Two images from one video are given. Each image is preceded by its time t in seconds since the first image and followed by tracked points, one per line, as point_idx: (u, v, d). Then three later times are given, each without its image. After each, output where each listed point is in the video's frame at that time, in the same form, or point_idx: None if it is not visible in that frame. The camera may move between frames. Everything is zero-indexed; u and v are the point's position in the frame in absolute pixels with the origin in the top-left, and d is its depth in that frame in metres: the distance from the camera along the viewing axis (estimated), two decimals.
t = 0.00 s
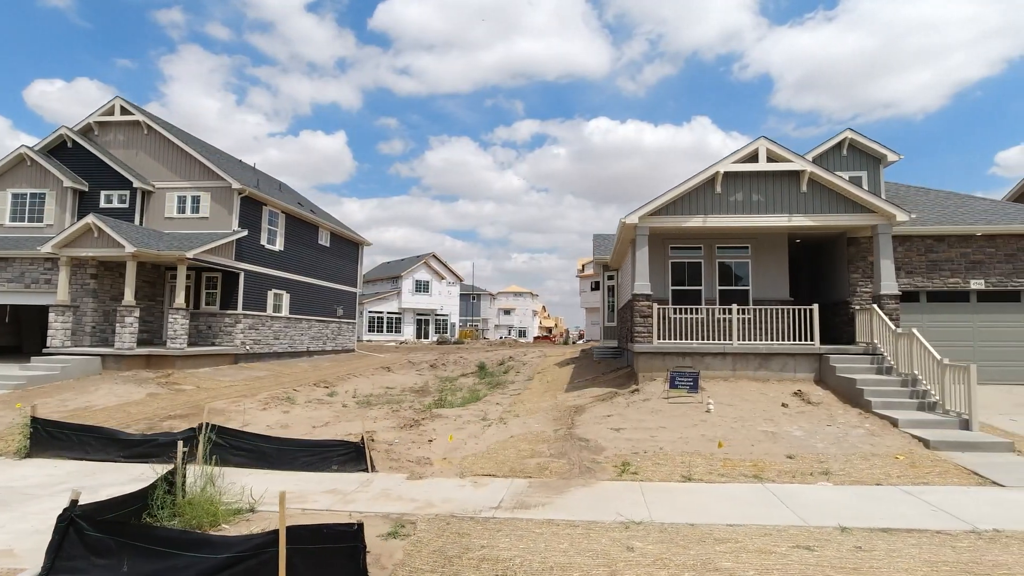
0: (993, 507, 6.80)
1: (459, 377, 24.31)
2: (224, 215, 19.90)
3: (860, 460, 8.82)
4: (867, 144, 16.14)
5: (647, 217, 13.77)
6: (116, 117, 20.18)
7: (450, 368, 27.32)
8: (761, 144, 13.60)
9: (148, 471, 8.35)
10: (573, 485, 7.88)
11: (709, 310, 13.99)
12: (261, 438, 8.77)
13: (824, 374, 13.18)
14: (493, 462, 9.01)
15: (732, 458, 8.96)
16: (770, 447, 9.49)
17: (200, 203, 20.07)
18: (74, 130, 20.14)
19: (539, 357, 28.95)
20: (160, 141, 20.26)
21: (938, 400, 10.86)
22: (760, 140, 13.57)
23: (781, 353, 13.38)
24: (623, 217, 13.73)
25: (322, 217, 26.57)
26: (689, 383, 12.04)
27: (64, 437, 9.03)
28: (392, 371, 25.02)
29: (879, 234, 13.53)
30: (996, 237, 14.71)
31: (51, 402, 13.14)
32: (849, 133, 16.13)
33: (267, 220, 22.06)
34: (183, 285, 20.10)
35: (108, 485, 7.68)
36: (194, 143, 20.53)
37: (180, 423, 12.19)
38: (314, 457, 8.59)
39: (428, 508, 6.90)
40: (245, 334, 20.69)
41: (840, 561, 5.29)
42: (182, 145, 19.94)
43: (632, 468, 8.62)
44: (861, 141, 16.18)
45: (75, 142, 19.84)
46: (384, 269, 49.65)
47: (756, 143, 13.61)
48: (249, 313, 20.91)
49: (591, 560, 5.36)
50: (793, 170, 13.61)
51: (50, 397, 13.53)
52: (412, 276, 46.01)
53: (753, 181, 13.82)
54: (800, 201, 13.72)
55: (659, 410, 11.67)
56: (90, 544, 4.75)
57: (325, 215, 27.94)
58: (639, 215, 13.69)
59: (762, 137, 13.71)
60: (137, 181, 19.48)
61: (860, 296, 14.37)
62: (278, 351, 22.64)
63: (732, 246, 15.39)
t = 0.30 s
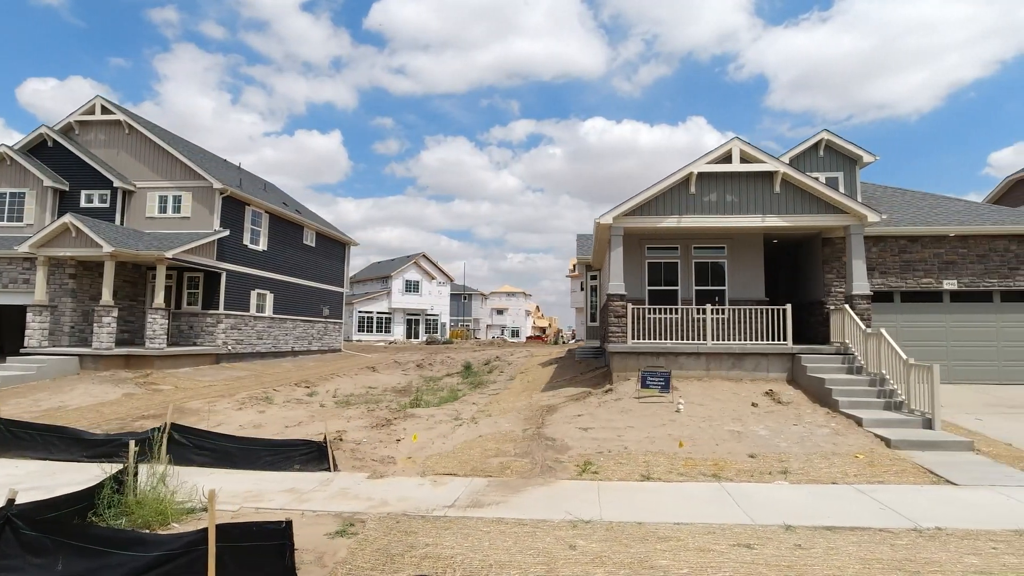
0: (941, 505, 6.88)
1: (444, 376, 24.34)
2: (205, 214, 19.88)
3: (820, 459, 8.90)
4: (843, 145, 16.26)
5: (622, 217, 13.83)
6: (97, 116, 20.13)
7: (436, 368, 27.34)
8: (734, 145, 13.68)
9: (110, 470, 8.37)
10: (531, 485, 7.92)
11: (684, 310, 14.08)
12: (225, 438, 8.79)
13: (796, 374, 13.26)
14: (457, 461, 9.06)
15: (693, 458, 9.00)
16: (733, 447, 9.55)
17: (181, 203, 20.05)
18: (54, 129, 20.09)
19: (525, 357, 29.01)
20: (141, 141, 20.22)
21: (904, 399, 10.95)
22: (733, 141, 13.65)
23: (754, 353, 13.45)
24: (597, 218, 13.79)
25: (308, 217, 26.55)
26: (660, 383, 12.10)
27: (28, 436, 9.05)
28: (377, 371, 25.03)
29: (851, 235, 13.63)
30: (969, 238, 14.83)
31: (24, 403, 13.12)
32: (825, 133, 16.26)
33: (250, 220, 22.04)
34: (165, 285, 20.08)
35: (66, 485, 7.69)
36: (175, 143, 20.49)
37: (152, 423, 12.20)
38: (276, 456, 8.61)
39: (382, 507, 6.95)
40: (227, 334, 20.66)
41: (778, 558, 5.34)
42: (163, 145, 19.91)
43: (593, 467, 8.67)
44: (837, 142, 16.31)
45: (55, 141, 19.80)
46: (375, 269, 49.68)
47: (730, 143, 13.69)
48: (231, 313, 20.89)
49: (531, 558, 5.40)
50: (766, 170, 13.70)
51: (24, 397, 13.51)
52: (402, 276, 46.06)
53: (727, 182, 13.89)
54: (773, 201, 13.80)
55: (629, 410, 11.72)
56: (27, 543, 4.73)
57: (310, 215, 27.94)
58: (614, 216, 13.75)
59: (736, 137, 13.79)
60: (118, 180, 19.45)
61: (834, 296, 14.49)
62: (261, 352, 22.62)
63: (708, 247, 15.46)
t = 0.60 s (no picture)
0: (890, 503, 6.94)
1: (428, 376, 24.36)
2: (186, 213, 19.85)
3: (781, 457, 8.97)
4: (820, 145, 16.36)
5: (596, 217, 13.88)
6: (77, 114, 20.06)
7: (422, 368, 27.36)
8: (708, 145, 13.74)
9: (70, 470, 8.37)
10: (489, 483, 7.97)
11: (658, 309, 14.15)
12: (186, 436, 8.80)
13: (768, 373, 13.33)
14: (420, 460, 9.10)
15: (654, 457, 9.04)
16: (697, 445, 9.62)
17: (162, 202, 20.00)
18: (34, 127, 20.02)
19: (510, 356, 29.08)
20: (121, 140, 20.16)
21: (870, 398, 11.05)
22: (707, 141, 13.71)
23: (727, 352, 13.52)
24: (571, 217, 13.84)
25: (293, 216, 26.52)
26: (631, 380, 12.18)
27: None
28: (361, 371, 25.03)
29: (824, 235, 13.73)
30: (941, 238, 14.94)
31: None
32: (802, 134, 16.35)
33: (233, 220, 22.01)
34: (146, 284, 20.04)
35: (24, 484, 7.69)
36: (156, 142, 20.45)
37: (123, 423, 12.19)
38: (238, 455, 8.62)
39: (336, 505, 6.98)
40: (208, 333, 20.58)
41: (717, 555, 5.38)
42: (144, 143, 19.86)
43: (554, 465, 8.72)
44: (813, 142, 16.41)
45: (35, 140, 19.74)
46: (365, 268, 49.66)
47: (703, 144, 13.75)
48: (213, 313, 20.86)
49: (470, 555, 5.44)
50: (739, 171, 13.77)
51: None
52: (392, 275, 46.05)
53: (701, 182, 13.95)
54: (747, 201, 13.87)
55: (599, 409, 11.76)
56: None
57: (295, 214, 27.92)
58: (588, 215, 13.78)
59: (709, 137, 13.84)
60: (98, 179, 19.40)
61: (808, 295, 14.59)
62: (244, 351, 22.58)
63: (685, 246, 15.52)
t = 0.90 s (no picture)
0: (845, 500, 6.99)
1: (412, 375, 24.37)
2: (168, 212, 19.79)
3: (744, 455, 9.02)
4: (797, 145, 16.44)
5: (572, 216, 13.92)
6: (57, 112, 19.97)
7: (408, 366, 27.36)
8: (683, 144, 13.79)
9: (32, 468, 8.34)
10: (449, 481, 8.03)
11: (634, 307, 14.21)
12: (150, 435, 8.79)
13: (742, 372, 13.36)
14: (386, 458, 9.11)
15: (618, 455, 9.06)
16: (663, 443, 9.66)
17: (143, 200, 19.93)
18: (14, 125, 19.94)
19: (496, 355, 29.14)
20: (102, 137, 20.08)
21: (839, 396, 11.12)
22: (682, 140, 13.75)
23: (702, 351, 13.55)
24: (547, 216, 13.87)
25: (278, 215, 26.48)
26: (603, 380, 12.17)
27: None
28: (346, 369, 25.00)
29: (798, 234, 13.80)
30: (916, 237, 15.05)
31: None
32: (780, 133, 16.44)
33: (216, 218, 21.96)
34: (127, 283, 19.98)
35: None
36: (137, 140, 20.37)
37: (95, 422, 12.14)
38: (202, 453, 8.60)
39: (292, 502, 7.00)
40: (190, 332, 20.52)
41: (659, 552, 5.42)
42: (125, 142, 19.78)
43: (517, 464, 8.76)
44: (791, 142, 16.49)
45: (14, 138, 19.66)
46: (355, 267, 49.58)
47: (679, 143, 13.79)
48: (195, 312, 20.79)
49: (413, 551, 5.49)
50: (714, 170, 13.82)
51: None
52: (382, 274, 46.03)
53: (676, 181, 14.00)
54: (722, 201, 13.92)
55: (571, 408, 11.79)
56: None
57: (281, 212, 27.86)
58: (564, 214, 13.82)
59: (685, 136, 13.89)
60: (78, 177, 19.33)
61: (784, 294, 14.67)
62: (228, 350, 22.52)
63: (663, 245, 15.56)
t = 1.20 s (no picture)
0: (798, 497, 7.04)
1: (397, 373, 24.39)
2: (150, 210, 19.77)
3: (708, 453, 9.07)
4: (776, 144, 16.50)
5: (548, 215, 13.96)
6: (39, 110, 19.92)
7: (395, 365, 27.35)
8: (658, 144, 13.82)
9: None
10: (409, 478, 8.07)
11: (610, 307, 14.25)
12: (114, 433, 8.80)
13: (717, 370, 13.41)
14: (351, 456, 9.15)
15: (582, 453, 9.10)
16: (629, 441, 9.70)
17: (126, 198, 19.91)
18: None
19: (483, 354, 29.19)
20: (84, 135, 20.05)
21: (808, 394, 11.18)
22: (658, 139, 13.77)
23: (677, 349, 13.60)
24: (523, 215, 13.91)
25: (265, 214, 26.47)
26: (577, 378, 12.26)
27: None
28: (332, 368, 25.00)
29: (773, 233, 13.85)
30: (892, 236, 15.11)
31: None
32: (759, 132, 16.50)
33: (200, 217, 21.94)
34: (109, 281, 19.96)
35: None
36: (120, 139, 20.34)
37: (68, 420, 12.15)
38: (166, 452, 8.63)
39: (248, 499, 7.04)
40: (174, 330, 20.51)
41: (601, 549, 5.45)
42: (107, 140, 19.75)
43: (481, 462, 8.81)
44: (770, 141, 16.55)
45: None
46: (348, 265, 49.57)
47: (654, 142, 13.83)
48: (179, 310, 20.77)
49: (355, 548, 5.53)
50: (690, 169, 13.85)
51: None
52: (373, 272, 46.04)
53: (652, 180, 14.03)
54: (698, 200, 13.96)
55: (543, 406, 11.83)
56: None
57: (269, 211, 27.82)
58: (540, 213, 13.86)
59: (660, 135, 13.92)
60: (60, 175, 19.31)
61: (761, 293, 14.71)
62: (213, 348, 22.50)
63: (641, 244, 15.59)
